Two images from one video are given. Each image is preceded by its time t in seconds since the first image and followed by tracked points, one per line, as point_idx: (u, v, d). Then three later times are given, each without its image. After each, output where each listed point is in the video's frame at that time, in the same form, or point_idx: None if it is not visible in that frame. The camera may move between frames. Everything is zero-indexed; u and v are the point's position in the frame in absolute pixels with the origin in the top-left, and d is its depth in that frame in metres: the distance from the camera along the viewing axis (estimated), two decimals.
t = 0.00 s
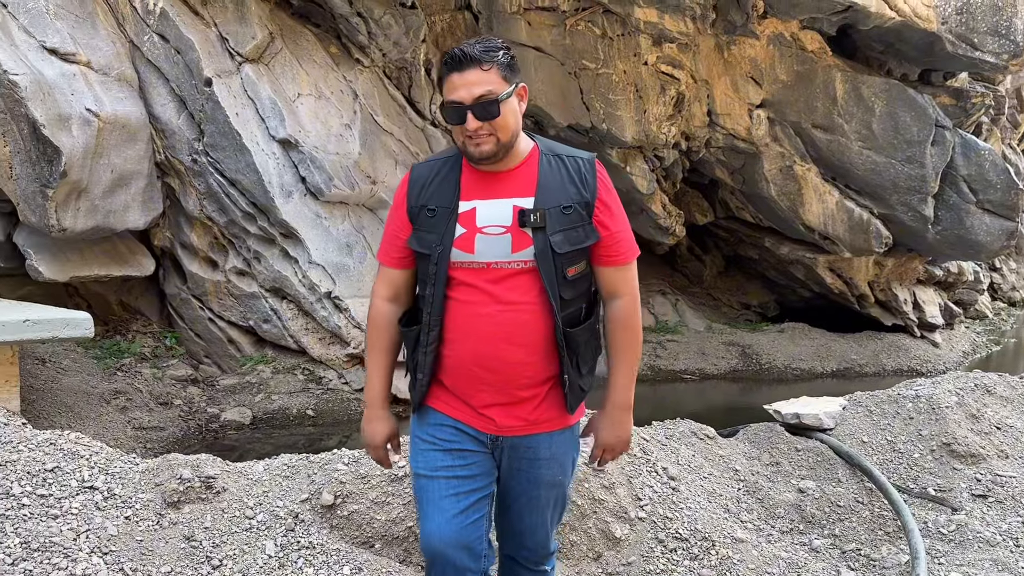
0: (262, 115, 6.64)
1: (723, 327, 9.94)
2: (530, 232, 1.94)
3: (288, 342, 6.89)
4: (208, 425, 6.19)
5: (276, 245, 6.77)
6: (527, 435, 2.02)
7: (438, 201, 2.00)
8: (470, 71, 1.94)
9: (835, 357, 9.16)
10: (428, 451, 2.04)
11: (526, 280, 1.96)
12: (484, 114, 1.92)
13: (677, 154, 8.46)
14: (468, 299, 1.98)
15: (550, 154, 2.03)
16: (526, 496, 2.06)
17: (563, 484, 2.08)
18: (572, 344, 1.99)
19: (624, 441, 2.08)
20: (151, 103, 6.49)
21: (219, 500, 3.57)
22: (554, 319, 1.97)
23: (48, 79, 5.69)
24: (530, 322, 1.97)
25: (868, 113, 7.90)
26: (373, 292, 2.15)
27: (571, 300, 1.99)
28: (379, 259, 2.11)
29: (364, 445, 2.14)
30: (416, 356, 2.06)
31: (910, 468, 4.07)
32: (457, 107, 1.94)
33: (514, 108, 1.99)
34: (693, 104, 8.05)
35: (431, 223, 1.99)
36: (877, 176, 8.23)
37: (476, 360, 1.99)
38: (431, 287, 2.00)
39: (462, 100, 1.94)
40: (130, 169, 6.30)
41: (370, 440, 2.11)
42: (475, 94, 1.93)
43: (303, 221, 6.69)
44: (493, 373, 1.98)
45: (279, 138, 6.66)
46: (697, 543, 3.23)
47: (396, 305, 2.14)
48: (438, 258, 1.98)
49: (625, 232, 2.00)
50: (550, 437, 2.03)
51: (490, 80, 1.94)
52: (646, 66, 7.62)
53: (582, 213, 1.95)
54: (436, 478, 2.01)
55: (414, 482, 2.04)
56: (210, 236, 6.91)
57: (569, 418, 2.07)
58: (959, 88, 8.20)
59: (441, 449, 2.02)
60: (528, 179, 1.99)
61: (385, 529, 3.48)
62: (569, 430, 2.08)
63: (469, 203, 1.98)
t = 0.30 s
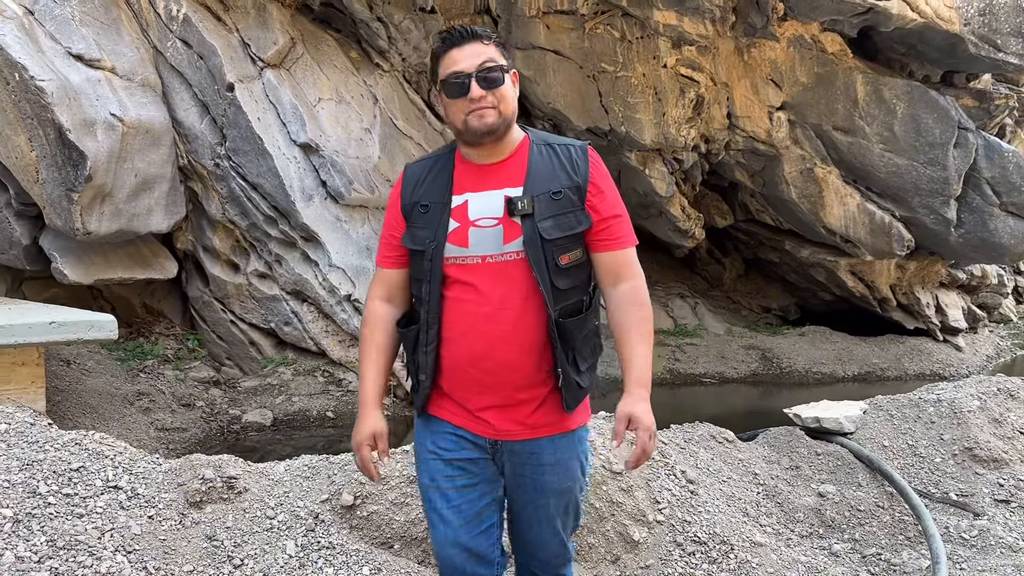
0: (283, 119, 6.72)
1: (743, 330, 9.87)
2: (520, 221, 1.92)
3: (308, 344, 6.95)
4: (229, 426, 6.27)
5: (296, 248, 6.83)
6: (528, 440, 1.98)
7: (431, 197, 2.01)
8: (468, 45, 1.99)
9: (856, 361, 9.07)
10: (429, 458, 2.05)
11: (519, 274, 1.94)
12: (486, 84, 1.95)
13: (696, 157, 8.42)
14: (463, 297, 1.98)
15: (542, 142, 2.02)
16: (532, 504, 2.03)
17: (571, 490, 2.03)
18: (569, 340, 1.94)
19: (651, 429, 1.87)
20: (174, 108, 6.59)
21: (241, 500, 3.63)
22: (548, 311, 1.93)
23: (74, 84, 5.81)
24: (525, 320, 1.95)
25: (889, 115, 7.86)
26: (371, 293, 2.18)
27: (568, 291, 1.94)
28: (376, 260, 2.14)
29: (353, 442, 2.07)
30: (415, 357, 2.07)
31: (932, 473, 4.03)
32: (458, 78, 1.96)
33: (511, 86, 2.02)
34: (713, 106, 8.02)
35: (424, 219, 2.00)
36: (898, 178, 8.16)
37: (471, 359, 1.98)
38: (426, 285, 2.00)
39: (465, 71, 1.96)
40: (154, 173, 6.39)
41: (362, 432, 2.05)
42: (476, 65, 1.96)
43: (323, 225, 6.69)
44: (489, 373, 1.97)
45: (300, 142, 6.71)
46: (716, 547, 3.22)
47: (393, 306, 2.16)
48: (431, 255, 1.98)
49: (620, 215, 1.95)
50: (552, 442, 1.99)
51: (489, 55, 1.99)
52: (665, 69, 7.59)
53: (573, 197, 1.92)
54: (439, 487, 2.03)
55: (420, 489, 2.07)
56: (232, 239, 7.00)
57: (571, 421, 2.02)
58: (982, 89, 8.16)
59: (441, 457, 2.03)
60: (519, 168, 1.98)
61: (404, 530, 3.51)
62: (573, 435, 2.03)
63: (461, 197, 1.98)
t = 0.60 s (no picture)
0: (306, 125, 6.81)
1: (765, 334, 9.81)
2: (521, 219, 1.88)
3: (330, 347, 7.01)
4: (252, 428, 6.35)
5: (318, 252, 6.90)
6: (535, 441, 1.91)
7: (432, 203, 1.99)
8: (467, 45, 1.99)
9: (879, 366, 8.98)
10: (441, 466, 2.06)
11: (520, 270, 1.89)
12: (488, 80, 1.94)
13: (717, 160, 8.37)
14: (465, 298, 1.94)
15: (539, 140, 1.99)
16: (536, 512, 1.91)
17: (581, 497, 1.88)
18: (574, 336, 1.87)
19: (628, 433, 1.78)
20: (199, 114, 6.71)
21: (264, 500, 3.68)
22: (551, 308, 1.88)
23: (101, 90, 5.93)
24: (528, 317, 1.89)
25: (911, 118, 7.85)
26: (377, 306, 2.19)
27: (571, 286, 1.88)
28: (382, 274, 2.15)
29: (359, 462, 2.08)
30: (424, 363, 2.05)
31: (955, 478, 4.00)
32: (458, 73, 1.94)
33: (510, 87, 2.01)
34: (733, 109, 7.98)
35: (425, 226, 1.98)
36: (921, 181, 8.10)
37: (475, 360, 1.94)
38: (429, 289, 1.98)
39: (466, 67, 1.95)
40: (179, 178, 6.49)
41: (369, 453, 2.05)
42: (476, 63, 1.96)
43: (344, 229, 6.73)
44: (494, 374, 1.93)
45: (322, 147, 6.80)
46: (736, 551, 3.22)
47: (400, 317, 2.16)
48: (434, 259, 1.96)
49: (620, 209, 1.88)
50: (560, 441, 1.90)
51: (488, 55, 1.98)
52: (685, 72, 7.59)
53: (573, 192, 1.87)
54: (452, 493, 2.05)
55: (439, 496, 2.11)
56: (255, 243, 7.10)
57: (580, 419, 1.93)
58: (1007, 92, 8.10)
59: (453, 463, 2.03)
60: (518, 167, 1.95)
61: (424, 531, 3.55)
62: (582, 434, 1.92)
63: (462, 200, 1.95)
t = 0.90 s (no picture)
0: (323, 129, 6.88)
1: (782, 338, 9.75)
2: (528, 217, 1.85)
3: (347, 350, 7.06)
4: (270, 430, 6.42)
5: (335, 255, 6.96)
6: (541, 443, 1.88)
7: (439, 203, 1.97)
8: (482, 45, 2.00)
9: (897, 370, 8.90)
10: (450, 469, 2.05)
11: (528, 268, 1.86)
12: (501, 80, 1.94)
13: (734, 163, 8.33)
14: (472, 298, 1.91)
15: (549, 140, 1.97)
16: (540, 516, 1.89)
17: (587, 502, 1.87)
18: (584, 336, 1.85)
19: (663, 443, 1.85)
20: (218, 119, 6.79)
21: (283, 500, 3.72)
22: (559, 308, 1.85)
23: (121, 95, 6.01)
24: (536, 317, 1.86)
25: (930, 120, 7.82)
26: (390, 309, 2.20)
27: (580, 287, 1.85)
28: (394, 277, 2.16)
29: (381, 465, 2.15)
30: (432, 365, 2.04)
31: (974, 482, 3.97)
32: (472, 71, 1.95)
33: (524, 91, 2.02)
34: (751, 112, 7.95)
35: (433, 226, 1.96)
36: (939, 184, 8.05)
37: (483, 361, 1.92)
38: (436, 290, 1.96)
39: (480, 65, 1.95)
40: (198, 182, 6.57)
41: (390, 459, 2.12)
42: (490, 62, 1.96)
43: (361, 232, 6.78)
44: (501, 375, 1.90)
45: (340, 151, 6.86)
46: (752, 554, 3.22)
47: (412, 319, 2.17)
48: (440, 258, 1.93)
49: (631, 210, 1.86)
50: (566, 442, 1.88)
51: (502, 55, 1.99)
52: (702, 75, 7.57)
53: (582, 192, 1.85)
54: (460, 496, 2.04)
55: (449, 500, 2.10)
56: (273, 246, 7.17)
57: (591, 421, 1.90)
58: None
59: (461, 466, 2.02)
60: (527, 166, 1.93)
61: (441, 532, 3.59)
62: (591, 436, 1.90)
63: (469, 199, 1.92)
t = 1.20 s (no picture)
0: (336, 133, 6.92)
1: (795, 342, 9.71)
2: (540, 216, 1.85)
3: (359, 353, 7.10)
4: (283, 432, 6.46)
5: (348, 258, 7.00)
6: (548, 450, 1.87)
7: (452, 201, 1.98)
8: (504, 45, 1.99)
9: (911, 374, 8.83)
10: (457, 475, 2.04)
11: (538, 267, 1.86)
12: (519, 83, 1.95)
13: (746, 166, 8.30)
14: (481, 296, 1.91)
15: (565, 143, 1.97)
16: (549, 524, 1.88)
17: (596, 510, 1.86)
18: (591, 338, 1.83)
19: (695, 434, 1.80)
20: (232, 123, 6.85)
21: (295, 503, 3.73)
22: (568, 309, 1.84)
23: (137, 100, 6.07)
24: (544, 317, 1.86)
25: (944, 123, 7.78)
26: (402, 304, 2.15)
27: (591, 288, 1.85)
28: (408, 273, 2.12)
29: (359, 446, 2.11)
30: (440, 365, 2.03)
31: (988, 487, 3.94)
32: (492, 71, 1.95)
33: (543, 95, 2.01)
34: (763, 115, 7.93)
35: (444, 223, 1.97)
36: (953, 187, 8.01)
37: (491, 361, 1.91)
38: (445, 287, 1.96)
39: (500, 66, 1.95)
40: (213, 186, 6.62)
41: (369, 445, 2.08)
42: (511, 64, 1.96)
43: (373, 235, 6.82)
44: (509, 376, 1.89)
45: (353, 155, 6.90)
46: (764, 558, 3.21)
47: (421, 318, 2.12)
48: (450, 256, 1.94)
49: (644, 213, 1.87)
50: (574, 449, 1.86)
51: (524, 57, 1.98)
52: (714, 78, 7.56)
53: (596, 193, 1.85)
54: (468, 502, 2.03)
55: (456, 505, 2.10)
56: (287, 250, 7.22)
57: (598, 428, 1.88)
58: None
59: (468, 473, 2.01)
60: (541, 167, 1.93)
61: (452, 535, 3.59)
62: (599, 443, 1.88)
63: (481, 197, 1.93)
